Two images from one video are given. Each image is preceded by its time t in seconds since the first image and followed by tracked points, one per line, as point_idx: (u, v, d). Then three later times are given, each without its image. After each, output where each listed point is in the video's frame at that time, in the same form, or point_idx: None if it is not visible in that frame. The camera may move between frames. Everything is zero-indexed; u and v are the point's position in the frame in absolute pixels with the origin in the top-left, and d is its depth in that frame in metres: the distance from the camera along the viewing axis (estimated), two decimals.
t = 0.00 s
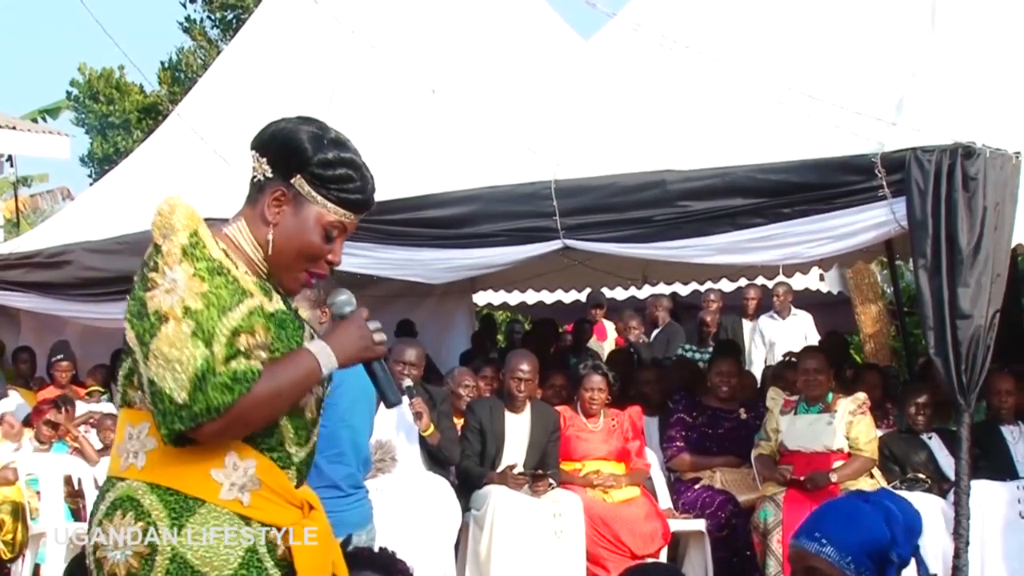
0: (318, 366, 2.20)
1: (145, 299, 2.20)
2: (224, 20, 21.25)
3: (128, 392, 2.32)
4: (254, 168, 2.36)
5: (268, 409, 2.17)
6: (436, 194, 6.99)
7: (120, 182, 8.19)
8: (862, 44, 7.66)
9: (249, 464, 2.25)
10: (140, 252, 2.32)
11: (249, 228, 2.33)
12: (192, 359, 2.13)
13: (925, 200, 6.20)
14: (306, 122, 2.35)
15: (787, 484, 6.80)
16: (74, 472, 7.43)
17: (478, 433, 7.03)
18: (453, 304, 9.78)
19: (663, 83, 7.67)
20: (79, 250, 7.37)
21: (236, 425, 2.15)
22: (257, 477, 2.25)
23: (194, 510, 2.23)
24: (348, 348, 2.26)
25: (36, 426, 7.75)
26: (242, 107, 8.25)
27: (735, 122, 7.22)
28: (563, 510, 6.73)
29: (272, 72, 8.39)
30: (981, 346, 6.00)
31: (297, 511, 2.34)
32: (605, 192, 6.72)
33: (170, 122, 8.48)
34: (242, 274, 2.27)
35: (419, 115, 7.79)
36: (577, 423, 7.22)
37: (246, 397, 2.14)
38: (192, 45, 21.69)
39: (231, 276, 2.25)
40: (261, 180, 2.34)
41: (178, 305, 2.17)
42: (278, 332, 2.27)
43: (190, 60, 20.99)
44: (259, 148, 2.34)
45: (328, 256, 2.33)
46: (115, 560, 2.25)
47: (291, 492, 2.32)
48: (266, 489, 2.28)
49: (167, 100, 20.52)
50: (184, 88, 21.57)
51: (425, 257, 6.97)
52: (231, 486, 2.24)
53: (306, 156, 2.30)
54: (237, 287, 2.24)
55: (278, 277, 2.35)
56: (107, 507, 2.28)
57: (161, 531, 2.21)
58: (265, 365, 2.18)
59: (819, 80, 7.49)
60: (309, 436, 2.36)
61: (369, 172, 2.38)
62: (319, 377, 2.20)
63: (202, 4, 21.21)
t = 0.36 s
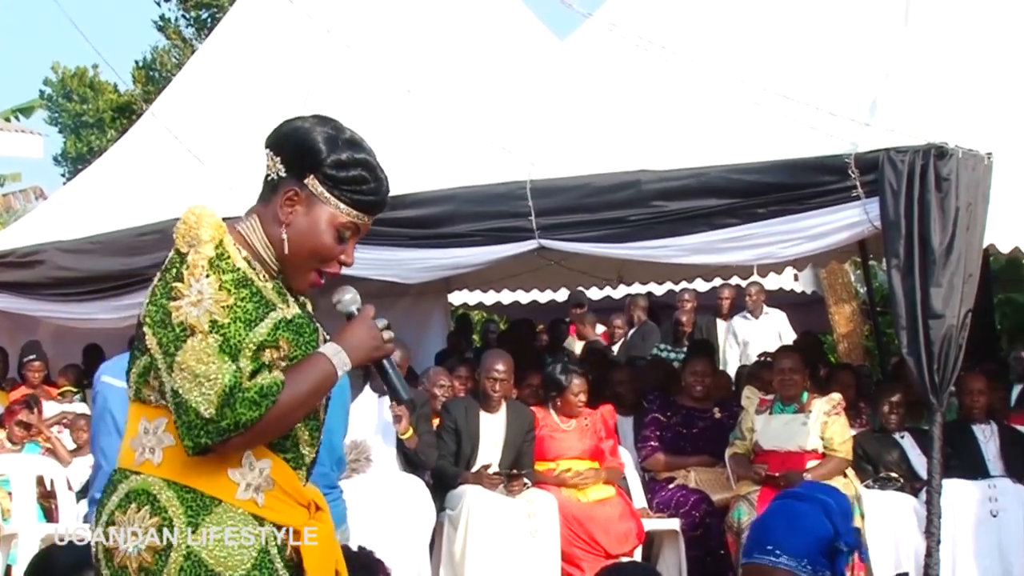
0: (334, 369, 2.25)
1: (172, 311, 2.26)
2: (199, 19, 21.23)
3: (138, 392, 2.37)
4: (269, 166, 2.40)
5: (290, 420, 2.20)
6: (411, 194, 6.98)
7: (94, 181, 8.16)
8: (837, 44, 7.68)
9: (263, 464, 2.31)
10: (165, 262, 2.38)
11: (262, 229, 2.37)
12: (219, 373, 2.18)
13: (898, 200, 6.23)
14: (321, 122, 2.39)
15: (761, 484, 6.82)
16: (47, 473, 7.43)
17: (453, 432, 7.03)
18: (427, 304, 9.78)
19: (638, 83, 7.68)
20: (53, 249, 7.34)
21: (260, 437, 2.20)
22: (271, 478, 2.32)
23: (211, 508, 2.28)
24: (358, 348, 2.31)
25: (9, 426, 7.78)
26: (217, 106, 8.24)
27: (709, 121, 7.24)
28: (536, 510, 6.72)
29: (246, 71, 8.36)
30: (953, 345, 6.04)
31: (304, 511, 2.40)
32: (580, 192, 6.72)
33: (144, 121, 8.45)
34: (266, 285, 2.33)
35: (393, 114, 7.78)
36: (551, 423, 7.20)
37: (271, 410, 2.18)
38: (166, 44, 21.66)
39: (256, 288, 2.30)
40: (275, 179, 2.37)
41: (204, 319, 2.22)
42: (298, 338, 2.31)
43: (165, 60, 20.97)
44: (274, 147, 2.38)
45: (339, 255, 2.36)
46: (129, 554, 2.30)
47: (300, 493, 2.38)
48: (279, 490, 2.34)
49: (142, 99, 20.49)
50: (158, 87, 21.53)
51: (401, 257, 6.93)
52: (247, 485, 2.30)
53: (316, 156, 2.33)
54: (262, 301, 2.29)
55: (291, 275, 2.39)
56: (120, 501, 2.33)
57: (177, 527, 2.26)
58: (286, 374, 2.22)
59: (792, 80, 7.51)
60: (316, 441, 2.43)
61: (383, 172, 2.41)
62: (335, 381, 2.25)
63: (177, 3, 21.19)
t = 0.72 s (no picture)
0: (337, 372, 2.20)
1: (184, 314, 2.26)
2: (181, 19, 21.26)
3: (156, 404, 2.35)
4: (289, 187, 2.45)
5: (291, 424, 2.18)
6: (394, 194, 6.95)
7: (76, 181, 8.14)
8: (819, 44, 7.70)
9: (266, 488, 2.28)
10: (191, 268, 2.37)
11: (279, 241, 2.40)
12: (218, 380, 2.17)
13: (881, 201, 6.21)
14: (312, 129, 2.43)
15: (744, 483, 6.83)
16: (30, 473, 7.42)
17: (437, 433, 7.01)
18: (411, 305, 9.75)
19: (620, 82, 7.68)
20: (34, 249, 7.26)
21: (257, 446, 2.18)
22: (273, 501, 2.29)
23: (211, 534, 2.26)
24: (364, 341, 2.24)
25: None
26: (199, 105, 8.23)
27: (690, 121, 7.25)
28: (521, 510, 6.71)
29: (228, 71, 8.34)
30: (935, 346, 6.07)
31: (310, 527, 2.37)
32: (563, 193, 6.71)
33: (127, 121, 8.41)
34: (280, 297, 2.31)
35: (375, 114, 7.76)
36: (534, 424, 7.24)
37: (266, 416, 2.16)
38: (148, 43, 21.65)
39: (270, 300, 2.28)
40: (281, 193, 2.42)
41: (211, 326, 2.21)
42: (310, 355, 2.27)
43: (147, 60, 20.97)
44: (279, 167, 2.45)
45: (338, 239, 2.33)
46: None
47: (306, 511, 2.35)
48: (282, 511, 2.32)
49: (124, 99, 20.49)
50: (140, 88, 21.54)
51: (384, 258, 6.90)
52: (248, 509, 2.27)
53: (296, 155, 2.36)
54: (273, 314, 2.27)
55: (317, 280, 2.38)
56: (131, 525, 2.31)
57: (183, 553, 2.25)
58: (287, 381, 2.19)
59: (775, 81, 7.52)
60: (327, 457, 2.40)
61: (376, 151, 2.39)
62: (339, 385, 2.20)
63: (159, 3, 21.20)
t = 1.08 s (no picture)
0: (320, 305, 2.14)
1: (168, 286, 2.24)
2: (170, 20, 21.30)
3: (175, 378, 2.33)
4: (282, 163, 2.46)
5: (280, 363, 2.11)
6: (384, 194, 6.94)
7: (65, 182, 8.12)
8: (808, 46, 7.71)
9: (278, 459, 2.20)
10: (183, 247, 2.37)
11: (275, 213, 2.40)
12: (192, 335, 2.14)
13: (870, 202, 6.22)
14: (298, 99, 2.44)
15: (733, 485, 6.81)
16: (18, 475, 7.39)
17: (426, 433, 6.99)
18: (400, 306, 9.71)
19: (610, 84, 7.68)
20: (23, 250, 7.23)
21: (247, 396, 2.12)
22: (286, 473, 2.21)
23: (219, 505, 2.20)
24: (334, 266, 2.18)
25: None
26: (189, 106, 8.22)
27: (680, 122, 7.26)
28: (509, 510, 6.72)
29: (217, 71, 8.34)
30: (924, 347, 6.09)
31: (329, 505, 2.26)
32: (552, 194, 6.70)
33: (116, 121, 8.39)
34: (263, 256, 2.27)
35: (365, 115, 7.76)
36: (524, 424, 7.24)
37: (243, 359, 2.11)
38: (137, 44, 21.67)
39: (250, 260, 2.25)
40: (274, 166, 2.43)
41: (187, 287, 2.19)
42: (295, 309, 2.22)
43: (136, 61, 21.01)
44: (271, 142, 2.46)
45: (325, 197, 2.33)
46: (146, 549, 2.26)
47: (323, 488, 2.25)
48: (297, 485, 2.22)
49: (112, 99, 20.52)
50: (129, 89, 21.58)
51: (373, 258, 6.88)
52: (258, 479, 2.20)
53: (279, 120, 2.38)
54: (252, 272, 2.23)
55: (314, 245, 2.36)
56: (140, 494, 2.28)
57: (186, 524, 2.19)
58: (263, 325, 2.14)
59: (764, 82, 7.53)
60: (346, 433, 2.28)
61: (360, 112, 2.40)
62: (322, 317, 2.14)
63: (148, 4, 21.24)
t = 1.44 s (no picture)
0: (354, 319, 2.25)
1: (196, 307, 2.30)
2: (174, 18, 21.27)
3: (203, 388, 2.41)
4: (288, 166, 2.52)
5: (318, 383, 2.21)
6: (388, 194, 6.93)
7: (68, 180, 8.11)
8: (813, 46, 7.71)
9: (312, 462, 2.30)
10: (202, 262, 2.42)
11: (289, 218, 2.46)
12: (232, 361, 2.21)
13: (873, 202, 6.22)
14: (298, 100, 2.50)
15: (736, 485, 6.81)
16: (21, 473, 7.37)
17: (429, 433, 6.98)
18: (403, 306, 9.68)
19: (614, 83, 7.68)
20: (26, 249, 7.20)
21: (290, 415, 2.21)
22: (321, 476, 2.31)
23: (255, 507, 2.29)
24: (364, 277, 2.29)
25: None
26: (192, 105, 8.21)
27: (684, 122, 7.25)
28: (512, 510, 6.71)
29: (221, 70, 8.33)
30: (928, 347, 6.08)
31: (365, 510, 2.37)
32: (555, 193, 6.69)
33: (119, 119, 8.37)
34: (290, 272, 2.35)
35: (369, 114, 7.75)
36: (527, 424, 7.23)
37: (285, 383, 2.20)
38: (141, 43, 21.63)
39: (278, 277, 2.32)
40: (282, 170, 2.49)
41: (221, 311, 2.25)
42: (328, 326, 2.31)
43: (139, 59, 20.98)
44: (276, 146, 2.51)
45: (340, 197, 2.40)
46: (181, 553, 2.35)
47: (359, 493, 2.36)
48: (332, 488, 2.32)
49: (116, 98, 20.50)
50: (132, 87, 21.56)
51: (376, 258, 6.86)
52: (294, 482, 2.30)
53: (284, 124, 2.43)
54: (282, 290, 2.30)
55: (334, 247, 2.43)
56: (173, 500, 2.37)
57: (221, 525, 2.28)
58: (302, 347, 2.22)
59: (768, 82, 7.52)
60: (379, 438, 2.41)
61: (362, 106, 2.46)
62: (356, 331, 2.24)
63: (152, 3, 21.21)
